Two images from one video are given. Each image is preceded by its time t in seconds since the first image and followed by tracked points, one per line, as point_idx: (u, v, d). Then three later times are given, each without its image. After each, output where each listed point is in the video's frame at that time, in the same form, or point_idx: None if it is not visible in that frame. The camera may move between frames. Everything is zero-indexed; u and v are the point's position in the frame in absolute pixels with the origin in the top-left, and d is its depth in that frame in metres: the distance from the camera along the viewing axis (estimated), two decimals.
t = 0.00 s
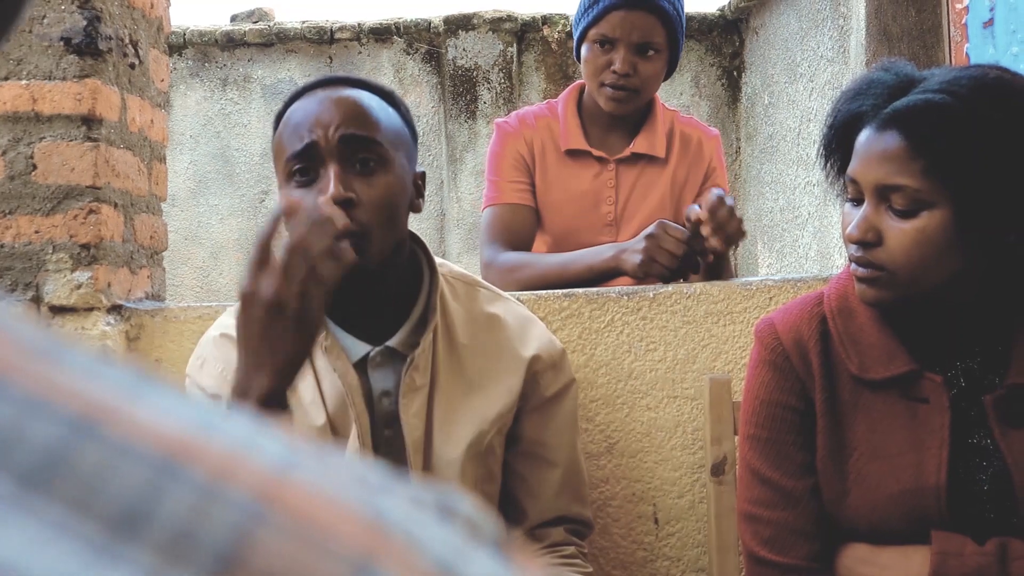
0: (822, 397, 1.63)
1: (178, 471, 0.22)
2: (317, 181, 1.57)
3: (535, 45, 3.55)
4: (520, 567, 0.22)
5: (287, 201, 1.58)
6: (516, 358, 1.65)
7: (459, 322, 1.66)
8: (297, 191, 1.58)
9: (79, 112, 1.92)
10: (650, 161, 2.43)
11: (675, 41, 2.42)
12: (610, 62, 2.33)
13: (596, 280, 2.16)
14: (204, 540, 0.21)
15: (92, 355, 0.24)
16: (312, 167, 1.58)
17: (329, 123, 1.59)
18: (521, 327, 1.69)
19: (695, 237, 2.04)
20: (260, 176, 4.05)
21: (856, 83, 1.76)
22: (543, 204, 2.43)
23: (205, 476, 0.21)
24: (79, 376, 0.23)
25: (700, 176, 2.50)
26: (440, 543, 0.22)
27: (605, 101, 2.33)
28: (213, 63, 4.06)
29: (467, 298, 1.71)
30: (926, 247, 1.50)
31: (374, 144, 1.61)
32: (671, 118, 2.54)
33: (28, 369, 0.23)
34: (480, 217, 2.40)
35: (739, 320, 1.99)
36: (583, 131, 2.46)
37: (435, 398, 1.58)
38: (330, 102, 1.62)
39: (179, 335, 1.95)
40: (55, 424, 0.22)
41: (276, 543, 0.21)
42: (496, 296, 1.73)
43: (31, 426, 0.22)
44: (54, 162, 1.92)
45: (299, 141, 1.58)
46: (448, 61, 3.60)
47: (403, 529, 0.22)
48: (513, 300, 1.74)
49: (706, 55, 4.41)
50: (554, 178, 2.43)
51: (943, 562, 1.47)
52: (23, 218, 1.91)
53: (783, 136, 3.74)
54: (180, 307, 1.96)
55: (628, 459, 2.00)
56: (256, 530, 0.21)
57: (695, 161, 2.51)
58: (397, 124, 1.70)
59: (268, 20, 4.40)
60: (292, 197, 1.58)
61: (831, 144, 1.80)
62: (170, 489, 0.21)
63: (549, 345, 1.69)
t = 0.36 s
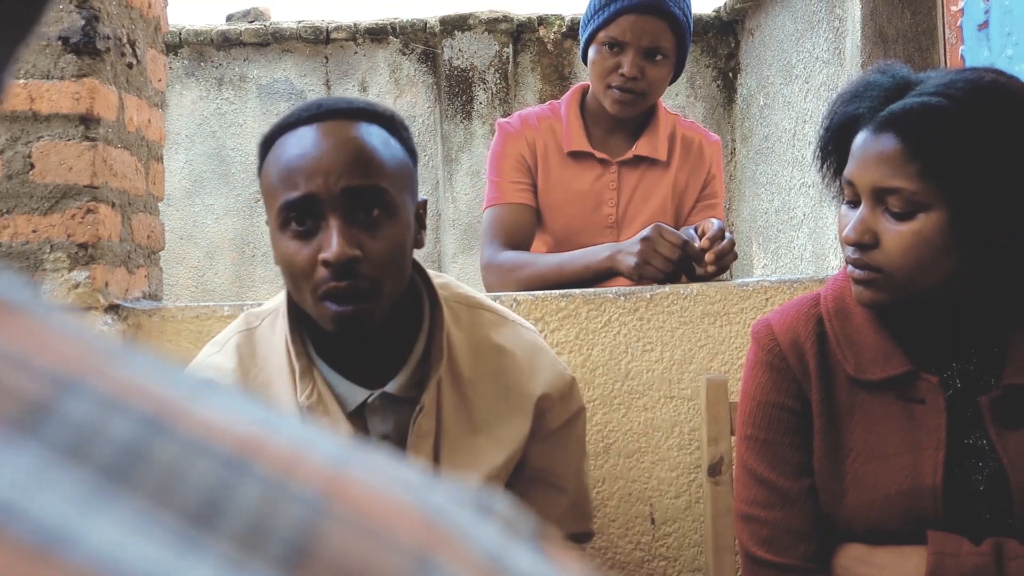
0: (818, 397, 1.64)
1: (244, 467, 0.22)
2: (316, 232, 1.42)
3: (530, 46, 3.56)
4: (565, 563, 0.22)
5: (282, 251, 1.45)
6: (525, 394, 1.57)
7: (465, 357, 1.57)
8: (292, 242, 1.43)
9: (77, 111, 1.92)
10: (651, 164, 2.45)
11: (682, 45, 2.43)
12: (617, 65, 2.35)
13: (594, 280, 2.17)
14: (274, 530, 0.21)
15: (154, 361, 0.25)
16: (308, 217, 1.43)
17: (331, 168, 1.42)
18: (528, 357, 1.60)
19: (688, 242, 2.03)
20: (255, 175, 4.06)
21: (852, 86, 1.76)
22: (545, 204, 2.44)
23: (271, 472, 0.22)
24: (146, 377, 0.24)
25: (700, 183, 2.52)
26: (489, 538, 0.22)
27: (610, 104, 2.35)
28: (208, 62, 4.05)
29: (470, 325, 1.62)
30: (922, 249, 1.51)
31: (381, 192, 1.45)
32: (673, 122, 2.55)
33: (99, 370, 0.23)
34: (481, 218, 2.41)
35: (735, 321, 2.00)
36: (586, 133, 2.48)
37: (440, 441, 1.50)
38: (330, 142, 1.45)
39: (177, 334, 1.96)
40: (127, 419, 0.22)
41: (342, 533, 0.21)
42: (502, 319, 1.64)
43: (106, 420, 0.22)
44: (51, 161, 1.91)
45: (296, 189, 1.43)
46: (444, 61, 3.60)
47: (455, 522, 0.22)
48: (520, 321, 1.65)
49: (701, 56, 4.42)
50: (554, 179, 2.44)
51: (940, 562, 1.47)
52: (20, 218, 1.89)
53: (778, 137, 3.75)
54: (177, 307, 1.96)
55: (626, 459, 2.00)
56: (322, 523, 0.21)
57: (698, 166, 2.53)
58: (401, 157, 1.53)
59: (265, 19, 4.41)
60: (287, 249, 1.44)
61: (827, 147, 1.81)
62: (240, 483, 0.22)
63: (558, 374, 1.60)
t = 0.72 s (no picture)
0: (819, 399, 1.64)
1: (310, 464, 0.22)
2: (298, 208, 1.43)
3: (528, 47, 3.57)
4: (606, 567, 0.23)
5: (268, 233, 1.44)
6: (504, 380, 1.49)
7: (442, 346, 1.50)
8: (276, 222, 1.44)
9: (77, 110, 1.92)
10: (652, 166, 2.46)
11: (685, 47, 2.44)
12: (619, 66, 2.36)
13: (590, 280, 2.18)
14: (346, 527, 0.21)
15: (199, 358, 0.24)
16: (290, 195, 1.43)
17: (307, 144, 1.42)
18: (509, 341, 1.53)
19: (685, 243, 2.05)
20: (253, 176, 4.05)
21: (849, 90, 1.77)
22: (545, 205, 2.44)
23: (335, 470, 0.22)
24: (203, 374, 0.23)
25: (700, 186, 2.52)
26: (542, 540, 0.23)
27: (612, 104, 2.37)
28: (206, 62, 4.05)
29: (451, 314, 1.55)
30: (921, 253, 1.52)
31: (357, 166, 1.44)
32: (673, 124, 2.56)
33: (164, 370, 0.22)
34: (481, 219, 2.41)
35: (734, 322, 2.01)
36: (587, 134, 2.49)
37: (420, 435, 1.44)
38: (303, 121, 1.45)
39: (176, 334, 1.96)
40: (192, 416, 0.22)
41: (412, 530, 0.21)
42: (485, 307, 1.57)
43: (175, 417, 0.21)
44: (51, 161, 1.91)
45: (275, 168, 1.43)
46: (442, 62, 3.61)
47: (510, 524, 0.23)
48: (504, 307, 1.58)
49: (699, 58, 4.43)
50: (553, 181, 2.45)
51: (939, 563, 1.48)
52: (20, 217, 1.89)
53: (776, 139, 3.76)
54: (177, 307, 1.96)
55: (625, 460, 2.01)
56: (392, 519, 0.21)
57: (699, 168, 2.53)
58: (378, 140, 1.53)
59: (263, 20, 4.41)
60: (272, 230, 1.44)
61: (824, 151, 1.82)
62: (307, 480, 0.21)
63: (541, 357, 1.52)
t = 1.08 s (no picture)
0: (818, 401, 1.64)
1: (361, 464, 0.22)
2: (316, 210, 1.41)
3: (527, 47, 3.57)
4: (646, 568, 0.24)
5: (284, 228, 1.43)
6: (526, 394, 1.50)
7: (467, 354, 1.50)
8: (293, 218, 1.42)
9: (76, 109, 1.91)
10: (652, 166, 2.46)
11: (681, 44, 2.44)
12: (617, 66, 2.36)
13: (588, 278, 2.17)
14: (400, 525, 0.21)
15: (238, 359, 0.25)
16: (310, 195, 1.41)
17: (334, 148, 1.40)
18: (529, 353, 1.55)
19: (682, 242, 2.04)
20: (252, 176, 4.05)
21: (848, 93, 1.77)
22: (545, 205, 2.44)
23: (385, 471, 0.22)
24: (245, 374, 0.23)
25: (700, 185, 2.52)
26: (585, 540, 0.23)
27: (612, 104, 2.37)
28: (204, 61, 4.04)
29: (473, 322, 1.55)
30: (921, 255, 1.52)
31: (382, 173, 1.42)
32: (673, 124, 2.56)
33: (211, 372, 0.22)
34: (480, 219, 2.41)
35: (734, 323, 2.01)
36: (587, 135, 2.49)
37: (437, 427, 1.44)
38: (336, 121, 1.42)
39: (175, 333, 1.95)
40: (242, 417, 0.22)
41: (465, 528, 0.21)
42: (505, 319, 1.58)
43: (226, 418, 0.21)
44: (50, 159, 1.90)
45: (300, 166, 1.40)
46: (440, 62, 3.62)
47: (555, 525, 0.23)
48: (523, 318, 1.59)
49: (697, 59, 4.43)
50: (553, 181, 2.45)
51: (939, 565, 1.47)
52: (19, 216, 1.89)
53: (775, 140, 3.76)
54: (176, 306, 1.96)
55: (624, 461, 2.00)
56: (443, 519, 0.21)
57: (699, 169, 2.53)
58: (408, 139, 1.49)
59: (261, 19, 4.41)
60: (288, 226, 1.42)
61: (823, 153, 1.82)
62: (359, 481, 0.22)
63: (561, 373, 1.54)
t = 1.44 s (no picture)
0: (819, 403, 1.65)
1: (425, 469, 0.23)
2: (373, 186, 1.50)
3: (526, 47, 3.57)
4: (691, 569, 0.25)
5: (342, 207, 1.52)
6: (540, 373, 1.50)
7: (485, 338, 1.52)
8: (350, 196, 1.51)
9: (77, 109, 1.91)
10: (653, 165, 2.46)
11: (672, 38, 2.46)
12: (612, 67, 2.38)
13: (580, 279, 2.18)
14: (467, 530, 0.22)
15: (301, 364, 0.26)
16: (367, 173, 1.50)
17: (387, 126, 1.50)
18: (546, 336, 1.54)
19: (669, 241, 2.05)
20: (252, 175, 4.05)
21: (843, 96, 1.78)
22: (545, 207, 2.45)
23: (448, 475, 0.23)
24: (308, 381, 0.24)
25: (702, 184, 2.52)
26: (633, 545, 0.24)
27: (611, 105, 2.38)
28: (204, 61, 4.03)
29: (498, 307, 1.57)
30: (922, 258, 1.52)
31: (430, 152, 1.52)
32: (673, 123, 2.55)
33: (278, 379, 0.24)
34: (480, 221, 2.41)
35: (735, 324, 2.01)
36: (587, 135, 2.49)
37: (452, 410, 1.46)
38: (384, 106, 1.53)
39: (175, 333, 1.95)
40: (311, 423, 0.23)
41: (527, 533, 0.22)
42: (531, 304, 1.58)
43: (296, 424, 0.23)
44: (52, 159, 1.90)
45: (356, 146, 1.50)
46: (439, 62, 3.63)
47: (605, 531, 0.24)
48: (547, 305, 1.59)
49: (697, 60, 4.44)
50: (553, 181, 2.46)
51: (941, 567, 1.47)
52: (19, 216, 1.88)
53: (774, 140, 3.76)
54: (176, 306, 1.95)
55: (625, 461, 2.01)
56: (506, 524, 0.22)
57: (702, 169, 2.53)
58: (449, 125, 1.61)
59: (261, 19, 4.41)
60: (346, 204, 1.51)
61: (819, 157, 1.82)
62: (423, 485, 0.23)
63: (578, 351, 1.53)
